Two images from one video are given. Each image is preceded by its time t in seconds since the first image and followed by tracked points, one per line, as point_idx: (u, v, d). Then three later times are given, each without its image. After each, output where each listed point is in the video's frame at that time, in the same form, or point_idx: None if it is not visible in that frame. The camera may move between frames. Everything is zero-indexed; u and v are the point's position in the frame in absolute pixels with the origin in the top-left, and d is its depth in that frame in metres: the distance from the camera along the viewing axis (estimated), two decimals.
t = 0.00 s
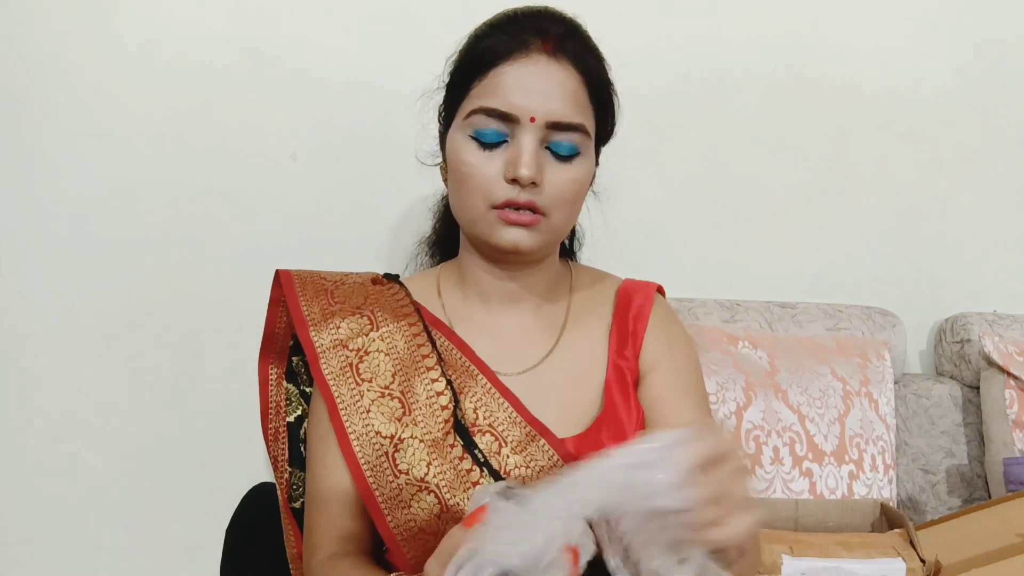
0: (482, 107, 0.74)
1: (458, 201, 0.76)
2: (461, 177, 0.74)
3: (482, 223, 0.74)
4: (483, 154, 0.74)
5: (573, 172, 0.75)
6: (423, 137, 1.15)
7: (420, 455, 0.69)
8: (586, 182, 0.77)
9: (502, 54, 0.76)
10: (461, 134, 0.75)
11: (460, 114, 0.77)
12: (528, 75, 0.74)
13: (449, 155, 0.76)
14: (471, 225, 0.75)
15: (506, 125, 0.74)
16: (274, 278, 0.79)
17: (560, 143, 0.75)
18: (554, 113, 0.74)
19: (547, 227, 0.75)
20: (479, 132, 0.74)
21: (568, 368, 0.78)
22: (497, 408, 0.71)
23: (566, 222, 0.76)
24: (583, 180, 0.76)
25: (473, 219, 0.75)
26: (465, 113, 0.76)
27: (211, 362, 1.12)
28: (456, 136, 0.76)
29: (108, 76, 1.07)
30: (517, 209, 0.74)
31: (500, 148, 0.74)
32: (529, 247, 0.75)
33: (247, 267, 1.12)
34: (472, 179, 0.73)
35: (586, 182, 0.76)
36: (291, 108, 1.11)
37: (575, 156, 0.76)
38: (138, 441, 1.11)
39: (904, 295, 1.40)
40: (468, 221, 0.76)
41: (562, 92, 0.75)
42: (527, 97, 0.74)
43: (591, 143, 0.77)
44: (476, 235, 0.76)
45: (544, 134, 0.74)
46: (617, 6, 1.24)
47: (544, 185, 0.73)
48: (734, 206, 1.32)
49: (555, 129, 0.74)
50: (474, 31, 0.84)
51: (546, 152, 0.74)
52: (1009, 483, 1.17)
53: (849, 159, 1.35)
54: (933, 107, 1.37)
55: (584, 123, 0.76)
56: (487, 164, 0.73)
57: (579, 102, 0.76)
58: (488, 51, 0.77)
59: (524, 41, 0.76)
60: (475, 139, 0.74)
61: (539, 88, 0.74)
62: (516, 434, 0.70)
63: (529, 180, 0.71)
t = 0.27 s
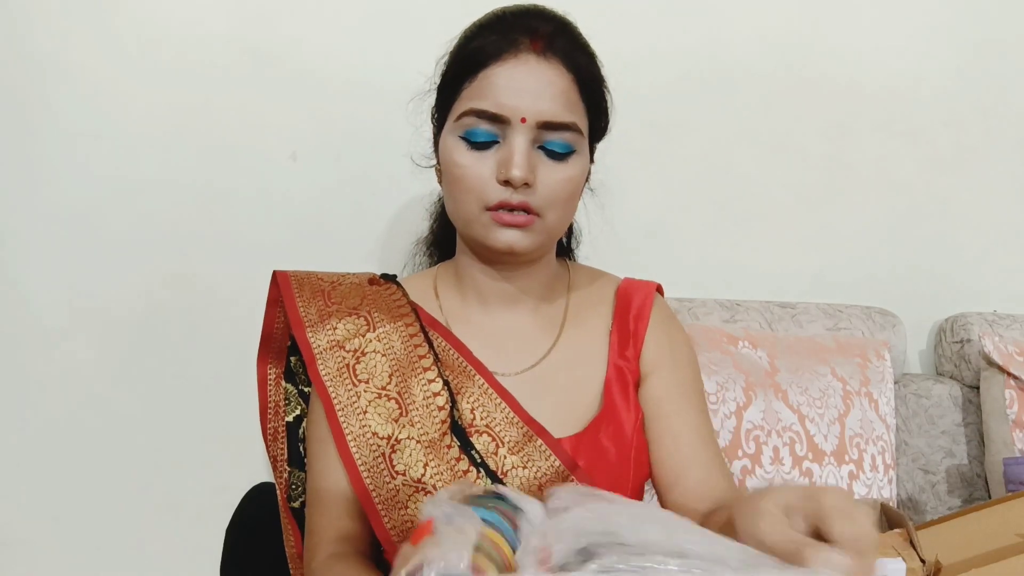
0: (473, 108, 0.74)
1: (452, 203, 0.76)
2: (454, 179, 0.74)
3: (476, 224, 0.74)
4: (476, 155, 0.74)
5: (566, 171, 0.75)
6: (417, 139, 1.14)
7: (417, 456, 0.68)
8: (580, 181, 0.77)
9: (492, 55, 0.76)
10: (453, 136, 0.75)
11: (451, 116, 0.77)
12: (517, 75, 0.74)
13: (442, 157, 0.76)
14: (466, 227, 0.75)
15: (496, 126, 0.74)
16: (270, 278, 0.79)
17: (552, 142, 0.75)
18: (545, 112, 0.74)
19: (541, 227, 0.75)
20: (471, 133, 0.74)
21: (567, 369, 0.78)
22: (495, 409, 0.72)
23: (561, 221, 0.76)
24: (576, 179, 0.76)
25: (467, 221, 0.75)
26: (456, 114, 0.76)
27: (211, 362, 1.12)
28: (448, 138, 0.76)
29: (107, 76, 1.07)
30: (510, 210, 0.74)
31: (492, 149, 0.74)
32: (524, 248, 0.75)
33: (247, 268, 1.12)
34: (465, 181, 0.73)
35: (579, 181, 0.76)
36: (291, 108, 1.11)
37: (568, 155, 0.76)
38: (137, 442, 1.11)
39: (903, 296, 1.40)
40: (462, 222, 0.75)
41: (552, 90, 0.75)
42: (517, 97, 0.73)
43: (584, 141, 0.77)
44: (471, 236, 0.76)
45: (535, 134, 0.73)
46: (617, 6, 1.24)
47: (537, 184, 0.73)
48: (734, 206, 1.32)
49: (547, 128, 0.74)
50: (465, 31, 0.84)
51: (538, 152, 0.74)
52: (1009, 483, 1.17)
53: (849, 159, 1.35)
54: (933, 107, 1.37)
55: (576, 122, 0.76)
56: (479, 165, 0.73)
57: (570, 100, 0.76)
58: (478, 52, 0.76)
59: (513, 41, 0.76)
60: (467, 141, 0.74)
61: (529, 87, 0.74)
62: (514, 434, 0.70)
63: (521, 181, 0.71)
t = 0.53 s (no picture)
0: (470, 111, 0.74)
1: (451, 206, 0.76)
2: (452, 182, 0.74)
3: (475, 226, 0.74)
4: (473, 158, 0.74)
5: (563, 172, 0.75)
6: (415, 140, 1.14)
7: (419, 456, 0.69)
8: (578, 181, 0.77)
9: (489, 56, 0.76)
10: (451, 139, 0.75)
11: (449, 118, 0.77)
12: (514, 76, 0.74)
13: (441, 160, 0.76)
14: (465, 230, 0.76)
15: (494, 127, 0.74)
16: (270, 278, 0.79)
17: (548, 142, 0.75)
18: (540, 114, 0.74)
19: (540, 228, 0.75)
20: (469, 136, 0.74)
21: (568, 369, 0.78)
22: (497, 408, 0.72)
23: (559, 222, 0.76)
24: (574, 180, 0.76)
25: (466, 224, 0.75)
26: (454, 117, 0.76)
27: (211, 362, 1.12)
28: (446, 141, 0.76)
29: (107, 76, 1.07)
30: (509, 211, 0.74)
31: (490, 151, 0.74)
32: (523, 250, 0.75)
33: (247, 268, 1.12)
34: (463, 184, 0.73)
35: (577, 181, 0.76)
36: (291, 108, 1.11)
37: (566, 155, 0.76)
38: (137, 442, 1.11)
39: (903, 295, 1.40)
40: (461, 225, 0.76)
41: (548, 91, 0.74)
42: (514, 99, 0.73)
43: (581, 141, 0.77)
44: (470, 238, 0.76)
45: (532, 135, 0.73)
46: (617, 6, 1.24)
47: (535, 186, 0.73)
48: (734, 206, 1.32)
49: (544, 129, 0.74)
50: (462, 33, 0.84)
51: (536, 153, 0.74)
52: (1009, 483, 1.18)
53: (849, 159, 1.35)
54: (934, 107, 1.37)
55: (573, 122, 0.76)
56: (477, 167, 0.73)
57: (567, 101, 0.76)
58: (474, 54, 0.76)
59: (510, 42, 0.76)
60: (464, 143, 0.75)
61: (525, 89, 0.74)
62: (516, 434, 0.70)
63: (519, 183, 0.71)
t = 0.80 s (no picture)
0: (473, 113, 0.74)
1: (455, 207, 0.76)
2: (456, 184, 0.74)
3: (479, 227, 0.74)
4: (477, 159, 0.74)
5: (566, 172, 0.75)
6: (420, 144, 1.15)
7: (426, 454, 0.68)
8: (582, 182, 0.77)
9: (491, 58, 0.76)
10: (454, 141, 0.76)
11: (453, 119, 0.77)
12: (517, 77, 0.74)
13: (444, 161, 0.76)
14: (469, 231, 0.76)
15: (497, 129, 0.74)
16: (276, 277, 0.79)
17: (551, 143, 0.75)
18: (543, 115, 0.74)
19: (544, 229, 0.75)
20: (472, 137, 0.74)
21: (573, 370, 0.78)
22: (502, 408, 0.72)
23: (563, 223, 0.76)
24: (578, 180, 0.76)
25: (470, 225, 0.75)
26: (457, 119, 0.76)
27: (211, 362, 1.12)
28: (449, 143, 0.76)
29: (107, 76, 1.07)
30: (513, 212, 0.74)
31: (493, 152, 0.74)
32: (527, 251, 0.75)
33: (247, 268, 1.12)
34: (467, 185, 0.74)
35: (581, 180, 0.76)
36: (291, 108, 1.11)
37: (569, 156, 0.76)
38: (138, 441, 1.11)
39: (903, 296, 1.40)
40: (466, 226, 0.76)
41: (550, 92, 0.74)
42: (516, 100, 0.73)
43: (585, 141, 0.77)
44: (475, 239, 0.76)
45: (535, 136, 0.73)
46: (616, 6, 1.24)
47: (538, 187, 0.73)
48: (734, 206, 1.32)
49: (547, 130, 0.74)
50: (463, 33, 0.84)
51: (539, 154, 0.74)
52: (1009, 483, 1.19)
53: (849, 159, 1.35)
54: (933, 107, 1.37)
55: (576, 123, 0.76)
56: (480, 169, 0.73)
57: (570, 101, 0.76)
58: (476, 56, 0.76)
59: (511, 43, 0.76)
60: (468, 144, 0.74)
61: (527, 90, 0.74)
62: (522, 434, 0.71)
63: (523, 184, 0.71)
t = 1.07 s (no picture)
0: (475, 108, 0.74)
1: (459, 204, 0.76)
2: (459, 180, 0.74)
3: (483, 222, 0.74)
4: (479, 154, 0.74)
5: (569, 165, 0.75)
6: (425, 146, 1.14)
7: (428, 451, 0.69)
8: (585, 176, 0.76)
9: (492, 55, 0.76)
10: (457, 137, 0.76)
11: (456, 116, 0.77)
12: (518, 73, 0.74)
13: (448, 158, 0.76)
14: (473, 227, 0.76)
15: (500, 124, 0.74)
16: (282, 274, 0.79)
17: (553, 137, 0.75)
18: (544, 109, 0.74)
19: (548, 223, 0.74)
20: (474, 133, 0.74)
21: (575, 371, 0.78)
22: (505, 407, 0.72)
23: (567, 217, 0.75)
24: (581, 174, 0.76)
25: (473, 221, 0.75)
26: (460, 116, 0.77)
27: (210, 361, 1.12)
28: (452, 140, 0.76)
29: (107, 76, 1.07)
30: (516, 206, 0.74)
31: (496, 148, 0.74)
32: (532, 245, 0.75)
33: (247, 268, 1.12)
34: (470, 180, 0.74)
35: (584, 174, 0.76)
36: (290, 108, 1.11)
37: (572, 150, 0.76)
38: (137, 441, 1.11)
39: (903, 296, 1.40)
40: (469, 222, 0.76)
41: (551, 87, 0.75)
42: (518, 95, 0.74)
43: (588, 136, 0.77)
44: (479, 235, 0.76)
45: (538, 130, 0.73)
46: (616, 6, 1.24)
47: (541, 181, 0.73)
48: (734, 206, 1.32)
49: (549, 124, 0.74)
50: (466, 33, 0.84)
51: (542, 148, 0.74)
52: (1009, 483, 1.18)
53: (849, 159, 1.35)
54: (933, 107, 1.37)
55: (578, 117, 0.76)
56: (483, 164, 0.73)
57: (571, 96, 0.76)
58: (478, 53, 0.77)
59: (513, 39, 0.76)
60: (471, 140, 0.75)
61: (529, 84, 0.74)
62: (524, 433, 0.70)
63: (526, 177, 0.71)
